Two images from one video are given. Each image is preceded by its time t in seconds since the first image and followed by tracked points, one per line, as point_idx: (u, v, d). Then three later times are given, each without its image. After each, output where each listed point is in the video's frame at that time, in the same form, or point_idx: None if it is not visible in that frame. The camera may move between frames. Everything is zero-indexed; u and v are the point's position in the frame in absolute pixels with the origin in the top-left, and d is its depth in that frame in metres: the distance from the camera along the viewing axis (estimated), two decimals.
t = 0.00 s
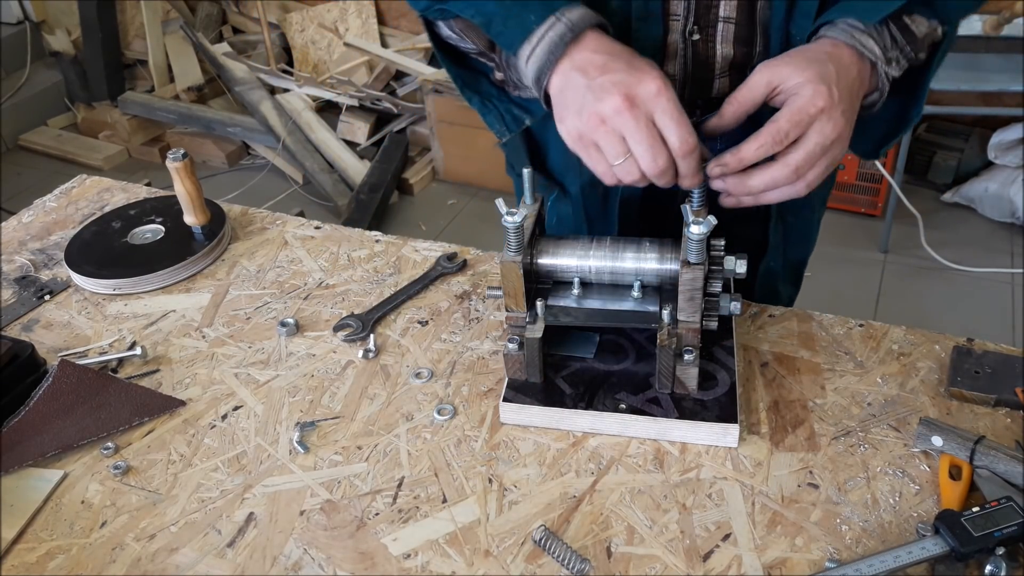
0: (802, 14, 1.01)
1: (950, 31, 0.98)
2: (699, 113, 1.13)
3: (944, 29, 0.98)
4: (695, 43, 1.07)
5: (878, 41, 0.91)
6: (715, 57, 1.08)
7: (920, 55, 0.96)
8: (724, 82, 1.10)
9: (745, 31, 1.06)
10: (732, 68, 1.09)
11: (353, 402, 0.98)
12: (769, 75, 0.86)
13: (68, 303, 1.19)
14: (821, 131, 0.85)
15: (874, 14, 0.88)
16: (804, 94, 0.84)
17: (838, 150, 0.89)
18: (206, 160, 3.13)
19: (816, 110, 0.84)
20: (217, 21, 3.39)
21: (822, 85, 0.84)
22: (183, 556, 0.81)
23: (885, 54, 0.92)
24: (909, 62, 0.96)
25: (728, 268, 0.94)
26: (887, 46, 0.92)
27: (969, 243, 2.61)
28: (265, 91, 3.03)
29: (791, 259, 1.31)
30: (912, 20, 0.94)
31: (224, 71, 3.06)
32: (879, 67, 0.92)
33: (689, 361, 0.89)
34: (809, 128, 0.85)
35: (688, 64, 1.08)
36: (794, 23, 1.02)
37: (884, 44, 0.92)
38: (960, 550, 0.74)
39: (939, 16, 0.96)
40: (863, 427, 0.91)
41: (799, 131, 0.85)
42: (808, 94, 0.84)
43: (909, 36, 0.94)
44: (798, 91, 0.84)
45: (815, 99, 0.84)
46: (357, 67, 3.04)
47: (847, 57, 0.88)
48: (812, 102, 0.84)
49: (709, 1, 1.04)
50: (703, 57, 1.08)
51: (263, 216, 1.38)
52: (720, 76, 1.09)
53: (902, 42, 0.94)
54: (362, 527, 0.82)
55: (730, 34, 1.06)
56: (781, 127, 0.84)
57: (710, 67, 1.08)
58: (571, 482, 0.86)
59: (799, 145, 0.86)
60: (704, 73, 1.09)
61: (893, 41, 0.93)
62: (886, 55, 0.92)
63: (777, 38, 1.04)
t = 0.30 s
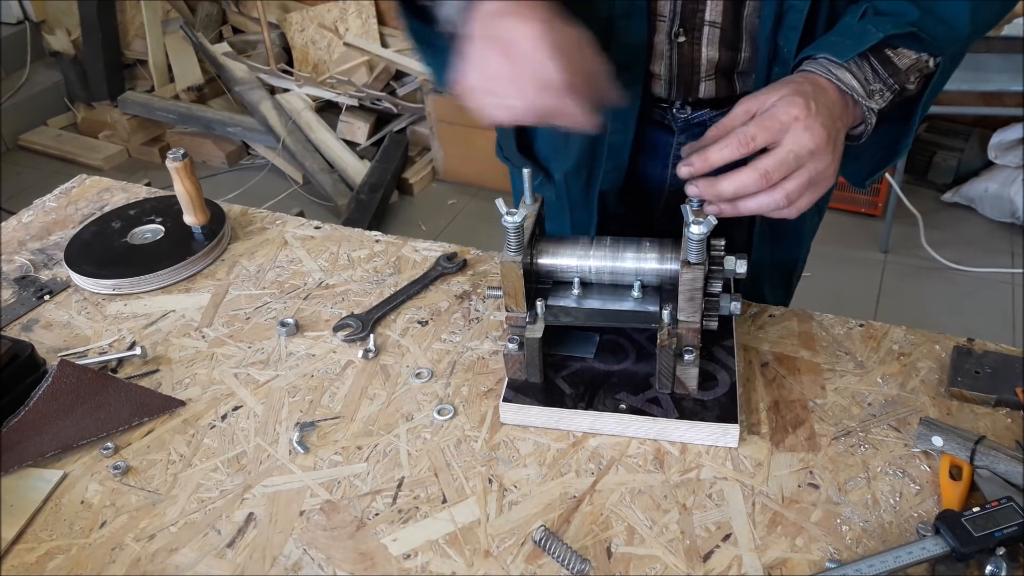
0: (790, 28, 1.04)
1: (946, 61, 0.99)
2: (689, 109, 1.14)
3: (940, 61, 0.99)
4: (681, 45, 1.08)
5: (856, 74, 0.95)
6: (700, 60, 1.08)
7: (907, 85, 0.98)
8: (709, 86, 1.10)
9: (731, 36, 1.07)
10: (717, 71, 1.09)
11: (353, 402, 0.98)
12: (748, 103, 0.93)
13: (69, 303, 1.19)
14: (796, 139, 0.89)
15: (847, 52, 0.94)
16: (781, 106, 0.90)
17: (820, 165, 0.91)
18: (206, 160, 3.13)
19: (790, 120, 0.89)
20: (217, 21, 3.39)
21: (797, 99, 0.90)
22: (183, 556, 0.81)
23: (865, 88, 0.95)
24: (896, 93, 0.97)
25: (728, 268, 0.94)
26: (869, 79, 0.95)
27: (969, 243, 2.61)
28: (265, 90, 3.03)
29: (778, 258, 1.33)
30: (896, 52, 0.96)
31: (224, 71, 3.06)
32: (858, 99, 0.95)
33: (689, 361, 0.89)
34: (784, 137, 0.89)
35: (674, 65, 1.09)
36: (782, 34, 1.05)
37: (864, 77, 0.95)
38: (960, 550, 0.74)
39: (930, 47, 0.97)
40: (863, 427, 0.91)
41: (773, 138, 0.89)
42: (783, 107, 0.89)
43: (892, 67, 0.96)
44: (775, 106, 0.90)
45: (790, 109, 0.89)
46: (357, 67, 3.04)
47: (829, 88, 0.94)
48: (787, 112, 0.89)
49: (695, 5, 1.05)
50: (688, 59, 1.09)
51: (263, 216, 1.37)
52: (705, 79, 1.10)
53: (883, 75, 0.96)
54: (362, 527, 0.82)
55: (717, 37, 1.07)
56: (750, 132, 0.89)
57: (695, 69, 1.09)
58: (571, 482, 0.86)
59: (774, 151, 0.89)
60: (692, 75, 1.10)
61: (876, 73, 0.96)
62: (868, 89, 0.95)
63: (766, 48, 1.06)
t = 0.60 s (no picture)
0: (763, 26, 1.02)
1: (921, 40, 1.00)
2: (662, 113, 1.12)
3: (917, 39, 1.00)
4: (652, 58, 1.06)
5: (839, 67, 0.95)
6: (672, 70, 1.07)
7: (891, 69, 0.99)
8: (684, 91, 1.09)
9: (700, 42, 1.06)
10: (690, 78, 1.09)
11: (354, 402, 0.98)
12: (741, 99, 0.92)
13: (69, 303, 1.19)
14: (795, 134, 0.89)
15: (830, 48, 0.94)
16: (777, 102, 0.89)
17: (818, 159, 0.91)
18: (207, 160, 3.13)
19: (788, 115, 0.89)
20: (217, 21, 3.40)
21: (792, 94, 0.90)
22: (183, 556, 0.81)
23: (850, 79, 0.95)
24: (879, 78, 0.99)
25: (728, 268, 0.94)
26: (852, 70, 0.96)
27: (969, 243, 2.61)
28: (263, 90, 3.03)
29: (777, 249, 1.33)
30: (874, 40, 0.97)
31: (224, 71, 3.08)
32: (844, 91, 0.95)
33: (689, 361, 0.89)
34: (782, 133, 0.89)
35: (647, 77, 1.08)
36: (756, 34, 1.03)
37: (848, 68, 0.96)
38: (960, 550, 0.74)
39: (906, 29, 0.98)
40: (863, 427, 0.91)
41: (772, 134, 0.89)
42: (780, 103, 0.89)
43: (872, 56, 0.97)
44: (770, 101, 0.90)
45: (787, 105, 0.89)
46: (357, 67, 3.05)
47: (817, 83, 0.94)
48: (785, 108, 0.89)
49: (661, 17, 1.04)
50: (660, 69, 1.07)
51: (263, 216, 1.38)
52: (679, 86, 1.09)
53: (865, 64, 0.97)
54: (362, 527, 0.82)
55: (686, 46, 1.06)
56: (751, 130, 0.88)
57: (667, 78, 1.08)
58: (571, 481, 0.86)
59: (774, 148, 0.89)
60: (666, 84, 1.08)
61: (858, 64, 0.96)
62: (852, 80, 0.96)
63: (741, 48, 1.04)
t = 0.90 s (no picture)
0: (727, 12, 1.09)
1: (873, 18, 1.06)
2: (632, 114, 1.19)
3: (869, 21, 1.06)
4: (626, 60, 1.12)
5: (808, 60, 1.02)
6: (646, 70, 1.14)
7: (853, 53, 1.05)
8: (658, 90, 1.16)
9: (671, 40, 1.13)
10: (663, 76, 1.16)
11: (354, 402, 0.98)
12: (727, 103, 0.97)
13: (69, 303, 1.19)
14: (790, 122, 0.94)
15: (796, 46, 1.00)
16: (767, 95, 0.95)
17: (812, 145, 0.96)
18: (206, 160, 3.11)
19: (780, 105, 0.94)
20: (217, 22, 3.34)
21: (780, 86, 0.96)
22: (183, 556, 0.81)
23: (819, 69, 1.02)
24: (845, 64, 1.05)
25: (728, 268, 0.94)
26: (819, 61, 1.02)
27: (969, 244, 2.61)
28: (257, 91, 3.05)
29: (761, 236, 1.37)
30: (833, 29, 1.02)
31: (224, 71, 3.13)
32: (816, 82, 1.02)
33: (689, 361, 0.89)
34: (778, 123, 0.94)
35: (622, 81, 1.14)
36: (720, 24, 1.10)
37: (815, 60, 1.02)
38: (960, 550, 0.74)
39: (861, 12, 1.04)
40: (863, 427, 0.91)
41: (769, 124, 0.94)
42: (771, 96, 0.95)
43: (834, 44, 1.03)
44: (760, 96, 0.95)
45: (778, 96, 0.95)
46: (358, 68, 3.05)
47: (791, 77, 1.00)
48: (775, 100, 0.95)
49: (632, 20, 1.10)
50: (635, 71, 1.13)
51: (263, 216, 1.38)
52: (654, 86, 1.16)
53: (829, 53, 1.03)
54: (362, 527, 0.82)
55: (658, 45, 1.13)
56: (751, 122, 0.93)
57: (643, 78, 1.15)
58: (572, 481, 0.86)
59: (771, 137, 0.94)
60: (641, 85, 1.15)
61: (822, 54, 1.03)
62: (821, 70, 1.02)
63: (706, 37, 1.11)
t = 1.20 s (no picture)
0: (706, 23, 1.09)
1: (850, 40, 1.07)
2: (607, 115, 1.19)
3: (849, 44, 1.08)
4: (607, 66, 1.13)
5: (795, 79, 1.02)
6: (626, 77, 1.15)
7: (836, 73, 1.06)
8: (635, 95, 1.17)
9: (651, 47, 1.13)
10: (641, 82, 1.16)
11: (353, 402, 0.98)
12: (723, 121, 1.00)
13: (69, 303, 1.19)
14: (788, 133, 0.96)
15: (783, 66, 1.01)
16: (762, 109, 0.98)
17: (810, 158, 0.98)
18: (206, 160, 3.13)
19: (775, 117, 0.97)
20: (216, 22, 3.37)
21: (773, 100, 0.99)
22: (183, 556, 0.81)
23: (806, 88, 1.03)
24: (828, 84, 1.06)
25: (728, 268, 0.94)
26: (805, 80, 1.03)
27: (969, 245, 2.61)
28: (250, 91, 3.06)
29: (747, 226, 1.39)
30: (818, 50, 1.03)
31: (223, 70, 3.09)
32: (804, 100, 1.03)
33: (689, 361, 0.89)
34: (776, 135, 0.96)
35: (603, 86, 1.14)
36: (699, 32, 1.10)
37: (801, 79, 1.03)
38: (959, 550, 0.74)
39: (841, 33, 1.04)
40: (862, 427, 0.91)
41: (768, 135, 0.96)
42: (765, 110, 0.98)
43: (819, 64, 1.04)
44: (755, 111, 0.98)
45: (773, 109, 0.98)
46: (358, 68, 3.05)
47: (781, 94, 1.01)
48: (772, 112, 0.97)
49: (616, 26, 1.10)
50: (615, 77, 1.14)
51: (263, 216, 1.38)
52: (632, 92, 1.17)
53: (814, 73, 1.04)
54: (362, 527, 0.82)
55: (639, 52, 1.13)
56: (749, 134, 0.95)
57: (622, 85, 1.15)
58: (572, 481, 0.86)
59: (771, 146, 0.95)
60: (620, 91, 1.16)
61: (808, 74, 1.03)
62: (807, 89, 1.03)
63: (686, 44, 1.11)
